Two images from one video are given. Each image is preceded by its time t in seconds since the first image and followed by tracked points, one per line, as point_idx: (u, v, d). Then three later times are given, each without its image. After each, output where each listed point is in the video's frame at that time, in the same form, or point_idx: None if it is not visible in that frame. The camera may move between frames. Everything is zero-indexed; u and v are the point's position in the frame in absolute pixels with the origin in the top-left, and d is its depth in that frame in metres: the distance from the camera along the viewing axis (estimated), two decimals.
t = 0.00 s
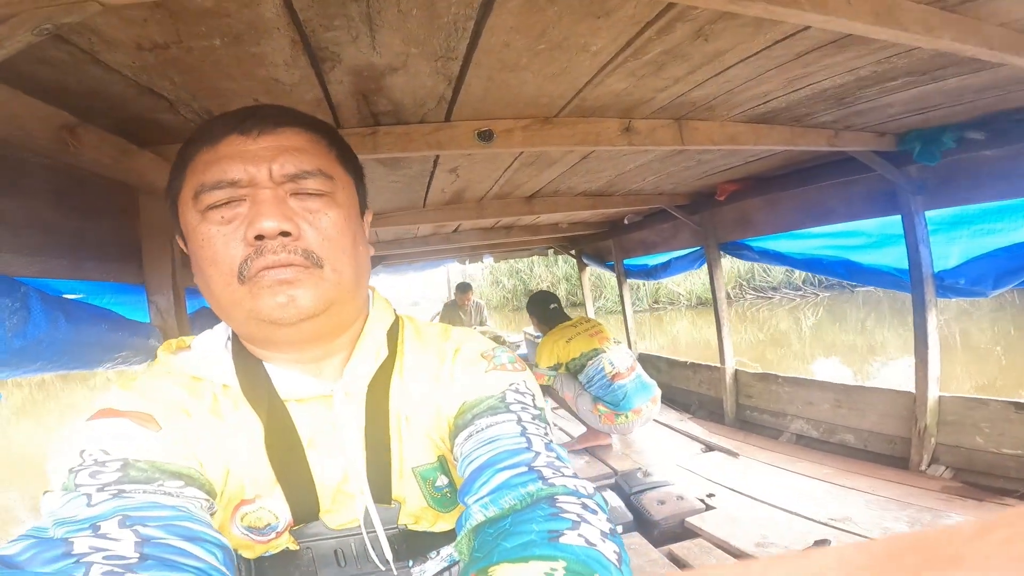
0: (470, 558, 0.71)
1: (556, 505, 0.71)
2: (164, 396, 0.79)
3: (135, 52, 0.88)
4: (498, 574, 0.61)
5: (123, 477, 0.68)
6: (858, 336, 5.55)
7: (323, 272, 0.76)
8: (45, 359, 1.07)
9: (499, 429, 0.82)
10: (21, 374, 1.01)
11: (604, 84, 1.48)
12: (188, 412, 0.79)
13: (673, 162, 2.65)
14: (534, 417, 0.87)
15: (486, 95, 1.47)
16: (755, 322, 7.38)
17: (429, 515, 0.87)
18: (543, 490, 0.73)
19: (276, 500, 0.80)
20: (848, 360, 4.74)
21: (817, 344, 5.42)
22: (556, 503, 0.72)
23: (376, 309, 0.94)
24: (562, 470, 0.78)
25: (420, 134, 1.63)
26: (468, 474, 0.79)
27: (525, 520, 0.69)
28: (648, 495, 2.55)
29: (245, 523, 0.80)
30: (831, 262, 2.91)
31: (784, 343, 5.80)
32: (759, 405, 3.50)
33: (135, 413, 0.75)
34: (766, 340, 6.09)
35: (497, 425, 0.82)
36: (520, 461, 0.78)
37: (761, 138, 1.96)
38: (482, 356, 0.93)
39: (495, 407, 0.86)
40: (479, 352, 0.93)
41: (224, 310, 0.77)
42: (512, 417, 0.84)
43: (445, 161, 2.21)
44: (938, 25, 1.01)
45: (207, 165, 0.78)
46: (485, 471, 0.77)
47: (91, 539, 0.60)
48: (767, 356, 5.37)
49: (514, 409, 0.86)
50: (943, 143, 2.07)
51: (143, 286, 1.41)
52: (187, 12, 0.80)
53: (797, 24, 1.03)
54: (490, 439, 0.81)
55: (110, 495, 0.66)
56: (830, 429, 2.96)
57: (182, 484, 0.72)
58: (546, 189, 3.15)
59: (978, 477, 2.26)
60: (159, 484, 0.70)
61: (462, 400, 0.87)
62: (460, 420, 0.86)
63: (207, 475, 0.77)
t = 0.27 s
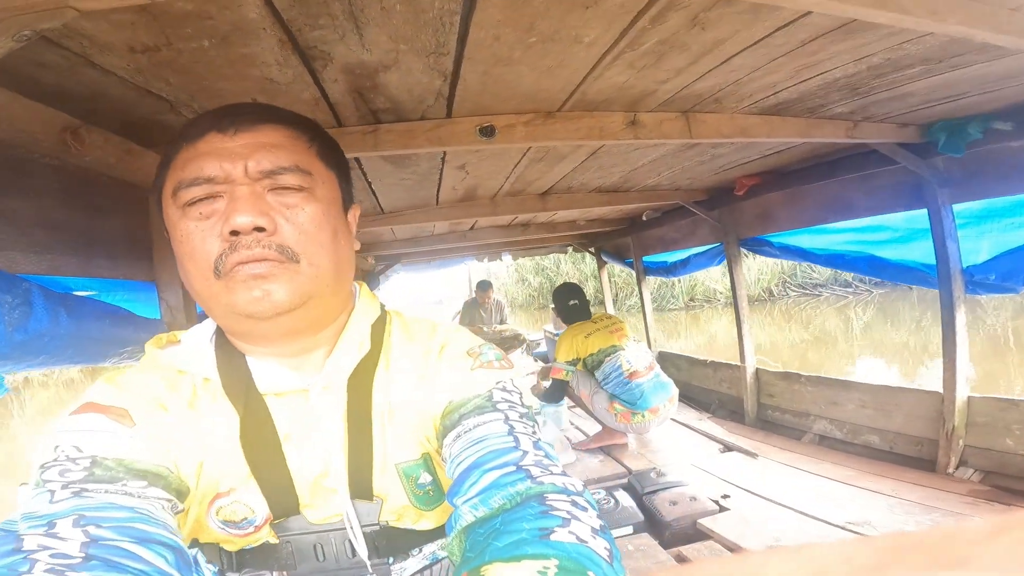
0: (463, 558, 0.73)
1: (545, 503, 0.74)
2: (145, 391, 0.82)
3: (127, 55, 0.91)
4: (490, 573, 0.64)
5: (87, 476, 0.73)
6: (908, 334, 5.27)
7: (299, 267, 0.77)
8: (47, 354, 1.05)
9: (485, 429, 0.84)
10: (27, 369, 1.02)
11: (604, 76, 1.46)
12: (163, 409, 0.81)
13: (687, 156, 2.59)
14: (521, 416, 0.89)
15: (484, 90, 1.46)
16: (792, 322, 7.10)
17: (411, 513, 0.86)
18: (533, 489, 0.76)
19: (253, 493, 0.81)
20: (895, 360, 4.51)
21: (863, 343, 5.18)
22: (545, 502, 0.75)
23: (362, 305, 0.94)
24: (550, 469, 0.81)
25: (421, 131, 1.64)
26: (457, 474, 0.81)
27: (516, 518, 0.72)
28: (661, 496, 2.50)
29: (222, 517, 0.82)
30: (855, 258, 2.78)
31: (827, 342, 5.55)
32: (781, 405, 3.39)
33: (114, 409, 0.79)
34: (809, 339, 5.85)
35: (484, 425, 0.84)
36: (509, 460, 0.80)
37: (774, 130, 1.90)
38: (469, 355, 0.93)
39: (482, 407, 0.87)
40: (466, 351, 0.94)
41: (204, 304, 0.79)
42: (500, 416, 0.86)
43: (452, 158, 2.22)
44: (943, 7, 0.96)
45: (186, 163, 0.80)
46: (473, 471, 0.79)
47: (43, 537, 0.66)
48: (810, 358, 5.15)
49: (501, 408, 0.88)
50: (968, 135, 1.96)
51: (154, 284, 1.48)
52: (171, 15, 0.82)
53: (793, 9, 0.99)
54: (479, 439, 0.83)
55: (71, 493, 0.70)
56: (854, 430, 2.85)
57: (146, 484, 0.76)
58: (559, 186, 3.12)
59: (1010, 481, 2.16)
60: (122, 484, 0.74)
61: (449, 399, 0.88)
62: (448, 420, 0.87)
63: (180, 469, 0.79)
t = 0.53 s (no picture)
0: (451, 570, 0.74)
1: (531, 513, 0.75)
2: (103, 404, 0.84)
3: (108, 56, 0.92)
4: None
5: (26, 505, 0.76)
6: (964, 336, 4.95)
7: (263, 264, 0.78)
8: (41, 347, 1.12)
9: (467, 438, 0.83)
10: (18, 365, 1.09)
11: (601, 67, 1.41)
12: (118, 419, 0.83)
13: (701, 150, 2.51)
14: (503, 423, 0.88)
15: (478, 84, 1.44)
16: (832, 322, 6.77)
17: (384, 516, 0.83)
18: (518, 499, 0.76)
19: (216, 493, 0.80)
20: (949, 363, 4.23)
21: (915, 343, 4.88)
22: (531, 511, 0.76)
23: (337, 303, 0.93)
24: (534, 479, 0.81)
25: (418, 127, 1.63)
26: (440, 484, 0.80)
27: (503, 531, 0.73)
28: (672, 499, 2.44)
29: (186, 519, 0.81)
30: (882, 254, 2.66)
31: (874, 341, 5.25)
32: (804, 407, 3.25)
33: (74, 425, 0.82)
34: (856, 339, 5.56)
35: (467, 434, 0.83)
36: (493, 471, 0.80)
37: (788, 121, 1.82)
38: (449, 360, 0.91)
39: (464, 414, 0.86)
40: (446, 355, 0.92)
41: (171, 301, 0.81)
42: (482, 424, 0.85)
43: (457, 154, 2.20)
44: None
45: (149, 161, 0.83)
46: (457, 482, 0.79)
47: None
48: (857, 359, 4.88)
49: (483, 416, 0.86)
50: (999, 125, 1.85)
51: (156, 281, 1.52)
52: (144, 15, 0.83)
53: None
54: (461, 448, 0.82)
55: (7, 523, 0.75)
56: (880, 434, 2.72)
57: (80, 515, 0.78)
58: (572, 182, 3.07)
59: None
60: (57, 515, 0.77)
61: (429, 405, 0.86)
62: (427, 428, 0.86)
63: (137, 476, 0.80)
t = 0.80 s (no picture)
0: None
1: (519, 532, 0.72)
2: (59, 413, 0.84)
3: (90, 59, 0.92)
4: None
5: None
6: None
7: (223, 267, 0.79)
8: (29, 348, 1.27)
9: (451, 457, 0.81)
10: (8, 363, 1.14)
11: (602, 60, 1.35)
12: (72, 430, 0.82)
13: (718, 146, 2.41)
14: (490, 442, 0.86)
15: (474, 79, 1.40)
16: (875, 324, 6.42)
17: (355, 526, 0.81)
18: (506, 517, 0.74)
19: (176, 500, 0.79)
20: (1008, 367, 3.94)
21: (972, 345, 4.57)
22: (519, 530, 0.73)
23: (312, 307, 0.91)
24: (521, 499, 0.79)
25: (417, 124, 1.61)
26: (424, 504, 0.78)
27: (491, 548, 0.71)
28: (686, 504, 2.36)
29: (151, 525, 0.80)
30: (912, 253, 2.52)
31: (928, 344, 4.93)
32: (829, 410, 3.10)
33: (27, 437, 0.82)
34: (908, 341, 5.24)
35: (449, 453, 0.80)
36: (481, 491, 0.78)
37: (807, 114, 1.73)
38: (428, 370, 0.89)
39: (446, 432, 0.83)
40: (425, 365, 0.90)
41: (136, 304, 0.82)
42: (465, 442, 0.83)
43: (463, 152, 2.17)
44: None
45: (113, 164, 0.84)
46: (441, 505, 0.76)
47: None
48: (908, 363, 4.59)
49: (467, 433, 0.84)
50: None
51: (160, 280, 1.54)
52: (115, 17, 0.82)
53: None
54: (444, 468, 0.80)
55: None
56: (909, 440, 2.57)
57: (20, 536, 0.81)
58: (585, 180, 3.01)
59: None
60: None
61: (406, 416, 0.85)
62: (409, 443, 0.84)
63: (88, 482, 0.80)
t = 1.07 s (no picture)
0: None
1: (511, 550, 0.73)
2: (35, 419, 0.84)
3: (78, 61, 0.92)
4: None
5: None
6: None
7: (189, 272, 0.78)
8: (27, 351, 1.22)
9: (440, 476, 0.79)
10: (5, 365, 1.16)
11: (607, 53, 1.30)
12: (51, 435, 0.82)
13: (738, 142, 2.31)
14: (480, 458, 0.84)
15: (474, 75, 1.37)
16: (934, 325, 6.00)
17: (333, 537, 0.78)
18: (497, 537, 0.74)
19: (150, 504, 0.78)
20: None
21: None
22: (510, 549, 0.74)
23: (293, 313, 0.90)
24: (512, 517, 0.78)
25: (420, 122, 1.59)
26: (412, 524, 0.75)
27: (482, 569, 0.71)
28: (701, 512, 2.29)
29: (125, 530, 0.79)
30: (948, 253, 2.35)
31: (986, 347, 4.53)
32: (858, 416, 2.92)
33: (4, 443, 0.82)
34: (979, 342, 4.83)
35: (438, 470, 0.79)
36: (471, 510, 0.76)
37: (830, 109, 1.65)
38: (412, 383, 0.87)
39: (434, 448, 0.82)
40: (410, 378, 0.88)
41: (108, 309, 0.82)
42: (454, 459, 0.81)
43: (472, 151, 2.13)
44: None
45: (84, 168, 0.84)
46: (431, 524, 0.74)
47: None
48: (964, 367, 4.23)
49: (455, 450, 0.82)
50: None
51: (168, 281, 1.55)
52: (95, 20, 0.81)
53: None
54: (434, 486, 0.78)
55: None
56: (942, 447, 2.43)
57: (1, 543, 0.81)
58: (602, 179, 2.93)
59: None
60: None
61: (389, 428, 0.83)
62: (395, 457, 0.82)
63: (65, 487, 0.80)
